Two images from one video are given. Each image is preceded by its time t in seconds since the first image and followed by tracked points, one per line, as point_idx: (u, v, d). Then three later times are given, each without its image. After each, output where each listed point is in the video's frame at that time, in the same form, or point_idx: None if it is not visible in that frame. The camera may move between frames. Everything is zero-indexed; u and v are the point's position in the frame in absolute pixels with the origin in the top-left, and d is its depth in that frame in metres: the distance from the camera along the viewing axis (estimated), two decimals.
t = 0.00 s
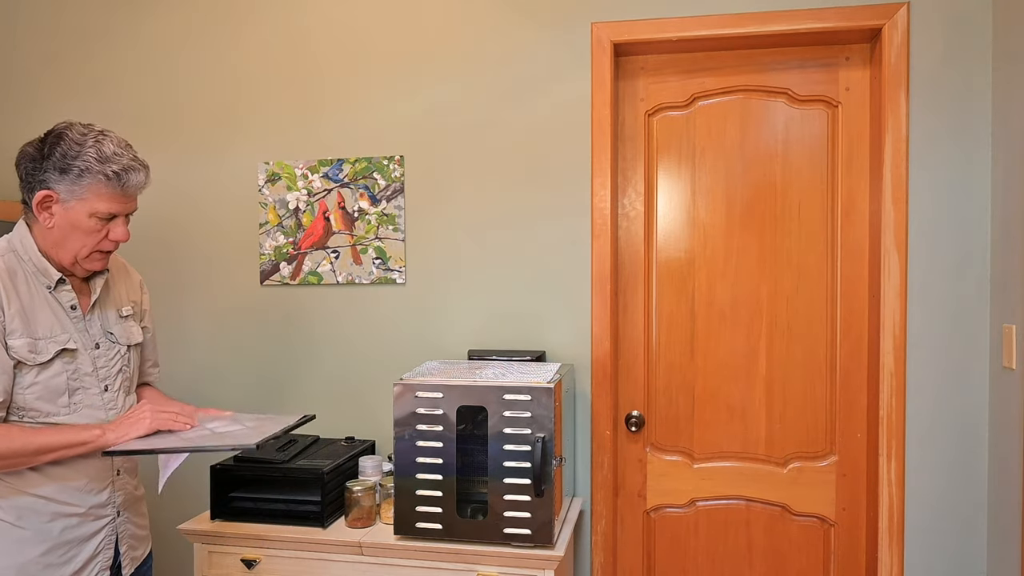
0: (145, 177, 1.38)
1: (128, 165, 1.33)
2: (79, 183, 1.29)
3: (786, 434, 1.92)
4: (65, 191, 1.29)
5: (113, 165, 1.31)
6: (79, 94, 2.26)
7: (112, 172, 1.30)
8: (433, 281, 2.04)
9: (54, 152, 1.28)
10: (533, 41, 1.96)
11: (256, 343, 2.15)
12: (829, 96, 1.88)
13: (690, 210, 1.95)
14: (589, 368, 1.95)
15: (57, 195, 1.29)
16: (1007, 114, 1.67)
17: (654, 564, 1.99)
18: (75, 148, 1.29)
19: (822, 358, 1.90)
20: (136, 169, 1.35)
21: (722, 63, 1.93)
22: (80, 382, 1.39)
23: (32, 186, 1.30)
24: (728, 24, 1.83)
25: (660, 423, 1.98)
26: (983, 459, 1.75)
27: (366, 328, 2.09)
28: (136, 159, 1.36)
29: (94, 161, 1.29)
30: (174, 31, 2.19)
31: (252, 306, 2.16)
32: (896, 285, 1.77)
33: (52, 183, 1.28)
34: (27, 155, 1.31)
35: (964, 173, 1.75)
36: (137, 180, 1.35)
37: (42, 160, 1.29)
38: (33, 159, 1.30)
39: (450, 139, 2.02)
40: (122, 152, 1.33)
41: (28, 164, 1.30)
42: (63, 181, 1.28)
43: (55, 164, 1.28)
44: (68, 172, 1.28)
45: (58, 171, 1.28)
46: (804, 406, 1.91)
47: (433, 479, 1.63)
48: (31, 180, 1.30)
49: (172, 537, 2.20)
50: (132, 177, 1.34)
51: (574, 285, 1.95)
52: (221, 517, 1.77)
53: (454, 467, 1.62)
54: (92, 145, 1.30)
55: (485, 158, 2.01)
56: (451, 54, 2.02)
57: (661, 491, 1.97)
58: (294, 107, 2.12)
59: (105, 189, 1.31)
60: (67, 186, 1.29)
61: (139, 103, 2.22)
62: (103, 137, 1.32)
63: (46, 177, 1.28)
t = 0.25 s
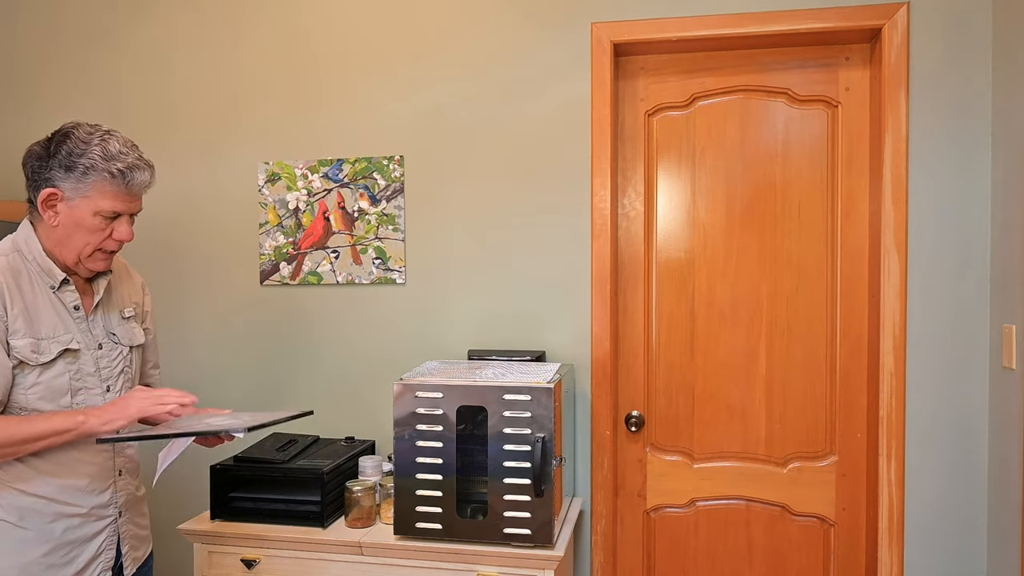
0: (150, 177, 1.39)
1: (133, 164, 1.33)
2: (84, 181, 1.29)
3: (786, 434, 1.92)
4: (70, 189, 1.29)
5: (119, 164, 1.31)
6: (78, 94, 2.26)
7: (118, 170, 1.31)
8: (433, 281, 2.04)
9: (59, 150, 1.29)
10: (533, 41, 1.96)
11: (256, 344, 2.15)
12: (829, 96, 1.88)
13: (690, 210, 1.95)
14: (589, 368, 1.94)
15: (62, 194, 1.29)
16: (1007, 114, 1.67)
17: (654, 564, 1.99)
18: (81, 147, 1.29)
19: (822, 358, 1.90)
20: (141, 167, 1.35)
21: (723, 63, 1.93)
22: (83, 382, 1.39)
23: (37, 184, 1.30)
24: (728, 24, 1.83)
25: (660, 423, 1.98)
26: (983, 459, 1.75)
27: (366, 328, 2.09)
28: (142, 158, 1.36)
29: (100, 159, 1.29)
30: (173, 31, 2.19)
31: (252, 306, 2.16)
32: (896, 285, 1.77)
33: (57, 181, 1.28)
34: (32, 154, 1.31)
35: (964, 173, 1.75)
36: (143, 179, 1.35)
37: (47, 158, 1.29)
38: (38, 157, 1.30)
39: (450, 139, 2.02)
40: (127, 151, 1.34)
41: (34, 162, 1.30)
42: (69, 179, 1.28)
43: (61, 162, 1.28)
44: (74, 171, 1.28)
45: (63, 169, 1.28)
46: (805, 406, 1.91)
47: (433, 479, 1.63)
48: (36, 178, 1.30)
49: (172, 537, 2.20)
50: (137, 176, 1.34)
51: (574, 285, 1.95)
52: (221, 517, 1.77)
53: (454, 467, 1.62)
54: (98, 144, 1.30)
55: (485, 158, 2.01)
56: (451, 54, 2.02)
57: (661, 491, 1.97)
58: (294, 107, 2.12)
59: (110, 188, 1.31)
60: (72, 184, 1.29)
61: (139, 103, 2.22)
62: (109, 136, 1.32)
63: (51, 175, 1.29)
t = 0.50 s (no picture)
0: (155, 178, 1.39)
1: (139, 165, 1.34)
2: (90, 182, 1.29)
3: (786, 434, 1.92)
4: (75, 190, 1.29)
5: (125, 165, 1.32)
6: (78, 94, 2.26)
7: (124, 172, 1.31)
8: (433, 281, 2.04)
9: (66, 152, 1.29)
10: (533, 41, 1.96)
11: (256, 344, 2.15)
12: (829, 96, 1.88)
13: (690, 210, 1.95)
14: (589, 368, 1.94)
15: (68, 195, 1.29)
16: (1007, 114, 1.67)
17: (654, 564, 1.99)
18: (87, 148, 1.29)
19: (822, 358, 1.90)
20: (147, 169, 1.36)
21: (723, 63, 1.93)
22: (85, 382, 1.39)
23: (43, 185, 1.30)
24: (728, 24, 1.83)
25: (660, 423, 1.98)
26: (983, 459, 1.75)
27: (366, 328, 2.09)
28: (147, 160, 1.37)
29: (106, 161, 1.30)
30: (173, 31, 2.19)
31: (252, 306, 2.16)
32: (896, 285, 1.77)
33: (63, 182, 1.29)
34: (37, 154, 1.31)
35: (964, 173, 1.75)
36: (148, 181, 1.36)
37: (53, 159, 1.29)
38: (44, 158, 1.30)
39: (450, 139, 2.02)
40: (133, 153, 1.34)
41: (39, 164, 1.30)
42: (75, 180, 1.29)
43: (67, 163, 1.28)
44: (80, 172, 1.28)
45: (70, 170, 1.28)
46: (805, 406, 1.91)
47: (433, 479, 1.63)
48: (41, 179, 1.30)
49: (172, 537, 2.20)
50: (143, 177, 1.35)
51: (574, 285, 1.95)
52: (221, 517, 1.77)
53: (454, 467, 1.62)
54: (104, 145, 1.31)
55: (485, 158, 2.00)
56: (451, 54, 2.02)
57: (661, 491, 1.97)
58: (294, 107, 2.12)
59: (116, 189, 1.31)
60: (78, 186, 1.29)
61: (139, 103, 2.22)
62: (115, 138, 1.33)
63: (57, 176, 1.29)
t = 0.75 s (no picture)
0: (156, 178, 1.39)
1: (140, 165, 1.34)
2: (92, 182, 1.29)
3: (786, 434, 1.92)
4: (77, 190, 1.29)
5: (127, 165, 1.32)
6: (78, 94, 2.26)
7: (126, 172, 1.31)
8: (433, 281, 2.04)
9: (67, 152, 1.29)
10: (533, 41, 1.96)
11: (256, 344, 2.15)
12: (829, 96, 1.88)
13: (690, 210, 1.95)
14: (589, 368, 1.94)
15: (70, 196, 1.29)
16: (1007, 113, 1.67)
17: (654, 564, 1.99)
18: (89, 148, 1.29)
19: (822, 358, 1.90)
20: (149, 168, 1.36)
21: (723, 62, 1.93)
22: (85, 383, 1.39)
23: (44, 186, 1.30)
24: (728, 24, 1.83)
25: (660, 423, 1.98)
26: (983, 459, 1.75)
27: (366, 328, 2.09)
28: (148, 159, 1.36)
29: (108, 161, 1.29)
30: (173, 31, 2.19)
31: (252, 307, 2.15)
32: (896, 285, 1.77)
33: (65, 183, 1.29)
34: (38, 155, 1.31)
35: (964, 173, 1.75)
36: (149, 180, 1.36)
37: (54, 160, 1.29)
38: (45, 158, 1.30)
39: (450, 139, 2.02)
40: (134, 152, 1.34)
41: (41, 164, 1.30)
42: (76, 180, 1.29)
43: (68, 164, 1.28)
44: (82, 172, 1.28)
45: (71, 170, 1.28)
46: (805, 406, 1.91)
47: (433, 479, 1.63)
48: (42, 179, 1.30)
49: (172, 537, 2.20)
50: (145, 177, 1.35)
51: (574, 285, 1.95)
52: (221, 517, 1.77)
53: (454, 467, 1.62)
54: (105, 145, 1.31)
55: (485, 158, 2.00)
56: (451, 54, 2.02)
57: (661, 491, 1.97)
58: (293, 107, 2.12)
59: (118, 190, 1.31)
60: (80, 186, 1.29)
61: (139, 103, 2.22)
62: (116, 138, 1.33)
63: (58, 177, 1.29)
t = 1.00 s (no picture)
0: (147, 177, 1.37)
1: (126, 161, 1.32)
2: (76, 176, 1.29)
3: (786, 434, 1.92)
4: (64, 185, 1.29)
5: (110, 159, 1.31)
6: (78, 94, 2.26)
7: (108, 165, 1.30)
8: (433, 281, 2.04)
9: (57, 148, 1.30)
10: (533, 42, 1.96)
11: (256, 344, 2.15)
12: (829, 96, 1.88)
13: (690, 210, 1.95)
14: (589, 368, 1.94)
15: (58, 191, 1.30)
16: (1006, 114, 1.67)
17: (654, 564, 1.99)
18: (77, 143, 1.30)
19: (822, 358, 1.90)
20: (135, 164, 1.34)
21: (723, 62, 1.93)
22: (85, 383, 1.39)
23: (37, 183, 1.32)
24: (728, 24, 1.83)
25: (660, 423, 1.98)
26: (983, 459, 1.75)
27: (366, 328, 2.09)
28: (138, 157, 1.35)
29: (92, 155, 1.29)
30: (173, 31, 2.19)
31: (252, 307, 2.15)
32: (896, 285, 1.77)
33: (53, 178, 1.30)
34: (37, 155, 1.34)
35: (964, 174, 1.75)
36: (135, 176, 1.34)
37: (47, 157, 1.31)
38: (40, 156, 1.32)
39: (450, 138, 2.02)
40: (122, 148, 1.33)
41: (36, 162, 1.32)
42: (63, 175, 1.29)
43: (57, 159, 1.29)
44: (68, 166, 1.29)
45: (59, 165, 1.29)
46: (804, 406, 1.91)
47: (433, 479, 1.63)
48: (37, 176, 1.32)
49: (172, 537, 2.20)
50: (130, 172, 1.33)
51: (574, 285, 1.95)
52: (220, 517, 1.77)
53: (454, 467, 1.62)
54: (94, 141, 1.31)
55: (484, 158, 2.00)
56: (451, 54, 2.02)
57: (661, 491, 1.97)
58: (293, 107, 2.12)
59: (102, 185, 1.30)
60: (67, 181, 1.29)
61: (139, 103, 2.22)
62: (107, 135, 1.33)
63: (48, 172, 1.30)
